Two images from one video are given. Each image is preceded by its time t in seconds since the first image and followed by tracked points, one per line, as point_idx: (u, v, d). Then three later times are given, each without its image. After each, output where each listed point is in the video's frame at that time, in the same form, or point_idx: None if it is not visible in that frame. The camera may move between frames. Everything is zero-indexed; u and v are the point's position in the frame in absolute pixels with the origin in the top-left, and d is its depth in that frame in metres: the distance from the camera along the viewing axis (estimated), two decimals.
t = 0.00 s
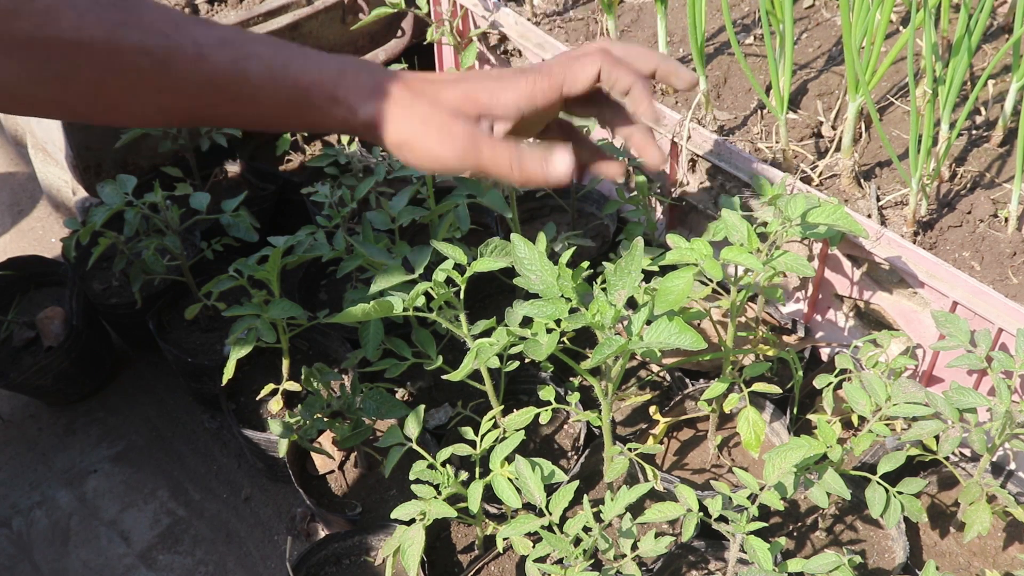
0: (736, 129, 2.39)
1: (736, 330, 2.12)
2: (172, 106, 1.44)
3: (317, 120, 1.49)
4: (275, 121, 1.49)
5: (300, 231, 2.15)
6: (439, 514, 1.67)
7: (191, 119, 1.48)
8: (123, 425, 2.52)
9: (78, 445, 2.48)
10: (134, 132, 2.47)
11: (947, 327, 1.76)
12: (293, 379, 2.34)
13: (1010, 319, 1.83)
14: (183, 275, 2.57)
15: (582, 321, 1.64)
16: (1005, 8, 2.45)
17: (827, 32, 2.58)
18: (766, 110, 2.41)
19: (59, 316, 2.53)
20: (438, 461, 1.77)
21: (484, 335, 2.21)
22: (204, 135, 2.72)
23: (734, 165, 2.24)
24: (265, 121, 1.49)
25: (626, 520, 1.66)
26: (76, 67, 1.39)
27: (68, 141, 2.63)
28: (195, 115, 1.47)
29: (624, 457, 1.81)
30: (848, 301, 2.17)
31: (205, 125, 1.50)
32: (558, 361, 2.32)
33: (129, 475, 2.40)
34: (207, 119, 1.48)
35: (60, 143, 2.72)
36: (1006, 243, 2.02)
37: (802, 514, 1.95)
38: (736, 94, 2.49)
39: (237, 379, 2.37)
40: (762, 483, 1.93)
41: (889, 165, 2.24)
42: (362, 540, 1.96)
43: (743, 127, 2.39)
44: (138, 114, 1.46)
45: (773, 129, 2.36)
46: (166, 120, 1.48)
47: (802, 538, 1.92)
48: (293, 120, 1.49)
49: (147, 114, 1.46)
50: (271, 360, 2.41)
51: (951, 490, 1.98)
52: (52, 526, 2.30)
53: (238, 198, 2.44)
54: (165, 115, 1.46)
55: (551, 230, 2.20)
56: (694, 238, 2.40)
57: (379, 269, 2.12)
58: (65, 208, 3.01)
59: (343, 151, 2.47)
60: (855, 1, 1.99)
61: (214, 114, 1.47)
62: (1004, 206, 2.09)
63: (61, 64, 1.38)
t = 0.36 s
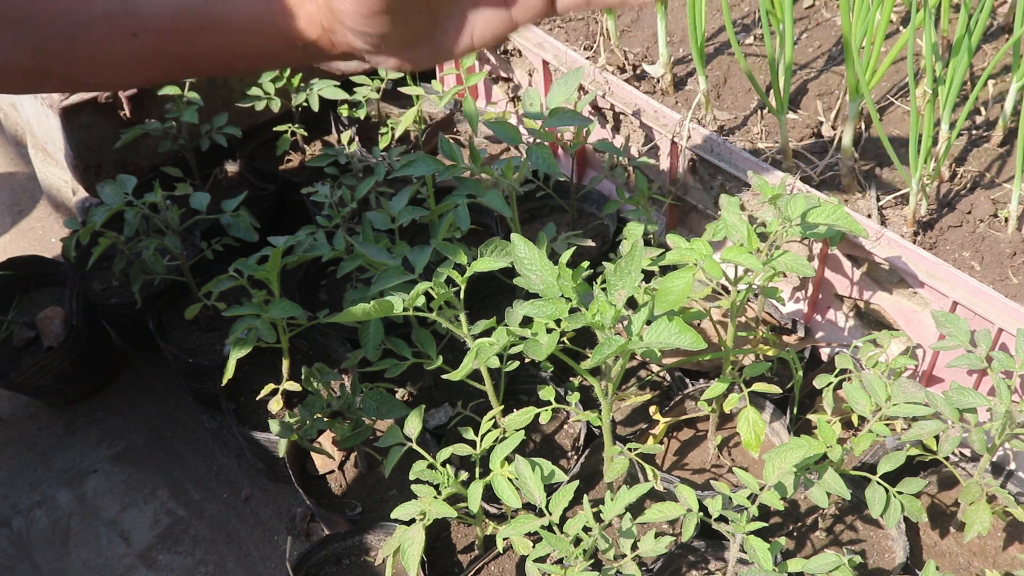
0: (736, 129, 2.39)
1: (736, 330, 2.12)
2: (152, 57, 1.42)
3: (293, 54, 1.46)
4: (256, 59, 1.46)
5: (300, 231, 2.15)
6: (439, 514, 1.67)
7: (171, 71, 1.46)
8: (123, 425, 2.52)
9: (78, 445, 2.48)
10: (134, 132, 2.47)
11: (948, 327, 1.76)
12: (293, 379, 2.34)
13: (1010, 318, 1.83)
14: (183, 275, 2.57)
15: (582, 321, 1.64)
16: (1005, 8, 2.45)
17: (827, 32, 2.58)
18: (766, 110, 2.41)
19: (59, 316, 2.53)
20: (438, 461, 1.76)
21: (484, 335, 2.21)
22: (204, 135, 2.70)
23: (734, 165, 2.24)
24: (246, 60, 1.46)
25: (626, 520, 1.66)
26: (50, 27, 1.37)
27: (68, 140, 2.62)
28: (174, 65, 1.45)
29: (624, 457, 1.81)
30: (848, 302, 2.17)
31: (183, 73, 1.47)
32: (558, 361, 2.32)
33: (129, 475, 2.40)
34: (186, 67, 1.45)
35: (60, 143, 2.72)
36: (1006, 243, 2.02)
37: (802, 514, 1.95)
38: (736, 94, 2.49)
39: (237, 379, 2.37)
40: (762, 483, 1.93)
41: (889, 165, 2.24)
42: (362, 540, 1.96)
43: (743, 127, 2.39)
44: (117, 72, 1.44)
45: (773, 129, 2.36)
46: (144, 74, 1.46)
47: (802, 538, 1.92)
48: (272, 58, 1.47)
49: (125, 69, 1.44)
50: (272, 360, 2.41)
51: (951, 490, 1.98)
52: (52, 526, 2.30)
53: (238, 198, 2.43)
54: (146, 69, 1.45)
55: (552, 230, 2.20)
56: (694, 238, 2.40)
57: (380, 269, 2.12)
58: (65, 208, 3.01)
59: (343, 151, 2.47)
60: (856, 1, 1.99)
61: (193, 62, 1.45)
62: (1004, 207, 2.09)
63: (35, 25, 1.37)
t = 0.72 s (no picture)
0: (736, 129, 2.39)
1: (736, 330, 2.12)
2: (161, 94, 1.64)
3: (293, 102, 1.72)
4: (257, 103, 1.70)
5: (300, 231, 2.15)
6: (439, 514, 1.67)
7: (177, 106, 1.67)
8: (123, 425, 2.52)
9: (78, 445, 2.48)
10: (134, 132, 2.47)
11: (947, 327, 1.76)
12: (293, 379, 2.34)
13: (1010, 319, 1.83)
14: (183, 275, 2.57)
15: (582, 321, 1.64)
16: (1005, 8, 2.45)
17: (827, 32, 2.58)
18: (766, 110, 2.41)
19: (59, 316, 2.53)
20: (438, 461, 1.77)
21: (484, 335, 2.21)
22: (204, 135, 2.71)
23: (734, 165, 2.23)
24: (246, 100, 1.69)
25: (626, 520, 1.66)
26: (75, 54, 1.54)
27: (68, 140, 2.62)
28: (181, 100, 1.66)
29: (624, 456, 1.81)
30: (848, 301, 2.17)
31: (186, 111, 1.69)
32: (558, 361, 2.33)
33: (129, 475, 2.40)
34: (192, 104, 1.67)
35: (60, 143, 2.72)
36: (1006, 243, 2.02)
37: (802, 514, 1.95)
38: (736, 94, 2.49)
39: (237, 379, 2.37)
40: (762, 483, 1.93)
41: (889, 165, 2.24)
42: (363, 540, 1.96)
43: (743, 127, 2.39)
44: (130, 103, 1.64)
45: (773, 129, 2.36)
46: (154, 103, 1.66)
47: (802, 538, 1.92)
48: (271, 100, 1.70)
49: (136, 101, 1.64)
50: (271, 360, 2.41)
51: (951, 490, 1.98)
52: (52, 526, 2.30)
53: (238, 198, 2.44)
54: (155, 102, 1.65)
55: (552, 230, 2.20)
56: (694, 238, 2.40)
57: (380, 269, 2.12)
58: (65, 208, 3.01)
59: (343, 150, 2.47)
60: (855, 1, 1.99)
61: (199, 103, 1.67)
62: (1004, 206, 2.09)
63: (57, 54, 1.53)
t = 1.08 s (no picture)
0: (736, 129, 2.39)
1: (736, 330, 2.12)
2: (165, 90, 1.63)
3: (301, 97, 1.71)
4: (259, 99, 1.69)
5: (300, 230, 2.15)
6: (439, 514, 1.67)
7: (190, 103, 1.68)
8: (123, 425, 2.52)
9: (78, 445, 2.48)
10: (134, 132, 2.47)
11: (947, 327, 1.76)
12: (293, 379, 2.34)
13: (1011, 319, 1.83)
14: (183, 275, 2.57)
15: (582, 321, 1.64)
16: (1005, 8, 2.45)
17: (827, 32, 2.58)
18: (766, 110, 2.41)
19: (59, 317, 2.53)
20: (438, 461, 1.76)
21: (484, 335, 2.21)
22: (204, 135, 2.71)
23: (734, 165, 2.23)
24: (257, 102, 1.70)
25: (626, 520, 1.66)
26: (77, 51, 1.55)
27: (68, 140, 2.62)
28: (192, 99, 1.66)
29: (624, 456, 1.81)
30: (848, 302, 2.17)
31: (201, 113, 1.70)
32: (558, 361, 2.33)
33: (129, 475, 2.40)
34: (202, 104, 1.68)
35: (60, 143, 2.72)
36: (1006, 243, 2.02)
37: (802, 514, 1.95)
38: (736, 94, 2.49)
39: (237, 379, 2.37)
40: (762, 483, 1.93)
41: (889, 165, 2.24)
42: (362, 540, 1.96)
43: (743, 127, 2.39)
44: (135, 100, 1.64)
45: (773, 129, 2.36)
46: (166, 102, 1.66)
47: (802, 538, 1.92)
48: (283, 100, 1.71)
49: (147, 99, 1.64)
50: (272, 360, 2.41)
51: (951, 490, 1.98)
52: (52, 526, 2.30)
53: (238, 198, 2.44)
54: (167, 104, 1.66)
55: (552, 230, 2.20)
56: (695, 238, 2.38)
57: (380, 269, 2.12)
58: (65, 208, 3.01)
59: (344, 151, 2.47)
60: (855, 1, 1.99)
61: (203, 102, 1.67)
62: (1004, 206, 2.09)
63: (60, 51, 1.54)
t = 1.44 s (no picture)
0: (736, 128, 2.39)
1: (736, 330, 2.12)
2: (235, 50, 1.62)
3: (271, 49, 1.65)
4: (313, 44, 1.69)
5: (300, 230, 2.15)
6: (439, 514, 1.67)
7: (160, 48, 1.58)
8: (123, 425, 2.52)
9: (78, 445, 2.48)
10: (134, 132, 2.46)
11: (947, 327, 1.76)
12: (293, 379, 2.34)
13: (1010, 319, 1.84)
14: (183, 275, 2.56)
15: (582, 321, 1.64)
16: (1005, 8, 2.45)
17: (827, 32, 2.58)
18: (766, 110, 2.40)
19: (59, 317, 2.53)
20: (438, 461, 1.76)
21: (484, 335, 2.21)
22: (204, 135, 2.71)
23: (734, 165, 2.24)
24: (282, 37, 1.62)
25: (626, 521, 1.66)
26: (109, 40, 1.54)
27: (68, 140, 2.62)
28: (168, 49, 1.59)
29: (623, 456, 1.81)
30: (847, 301, 2.17)
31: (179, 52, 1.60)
32: (558, 361, 2.33)
33: (129, 475, 2.40)
34: (182, 51, 1.60)
35: (60, 142, 2.72)
36: (1006, 243, 2.02)
37: (802, 514, 1.95)
38: (736, 94, 2.49)
39: (237, 378, 2.37)
40: (762, 483, 1.93)
41: (889, 165, 2.24)
42: (362, 540, 1.96)
43: (743, 127, 2.39)
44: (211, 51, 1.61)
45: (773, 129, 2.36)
46: (126, 52, 1.57)
47: (802, 538, 1.92)
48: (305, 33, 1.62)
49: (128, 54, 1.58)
50: (272, 360, 2.41)
51: (951, 490, 1.98)
52: (52, 526, 2.30)
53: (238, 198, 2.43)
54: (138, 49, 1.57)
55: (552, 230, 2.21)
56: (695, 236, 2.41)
57: (380, 269, 2.12)
58: (65, 208, 3.01)
59: (344, 151, 2.47)
60: (855, 1, 1.99)
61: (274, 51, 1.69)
62: (1004, 207, 2.09)
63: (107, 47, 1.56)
